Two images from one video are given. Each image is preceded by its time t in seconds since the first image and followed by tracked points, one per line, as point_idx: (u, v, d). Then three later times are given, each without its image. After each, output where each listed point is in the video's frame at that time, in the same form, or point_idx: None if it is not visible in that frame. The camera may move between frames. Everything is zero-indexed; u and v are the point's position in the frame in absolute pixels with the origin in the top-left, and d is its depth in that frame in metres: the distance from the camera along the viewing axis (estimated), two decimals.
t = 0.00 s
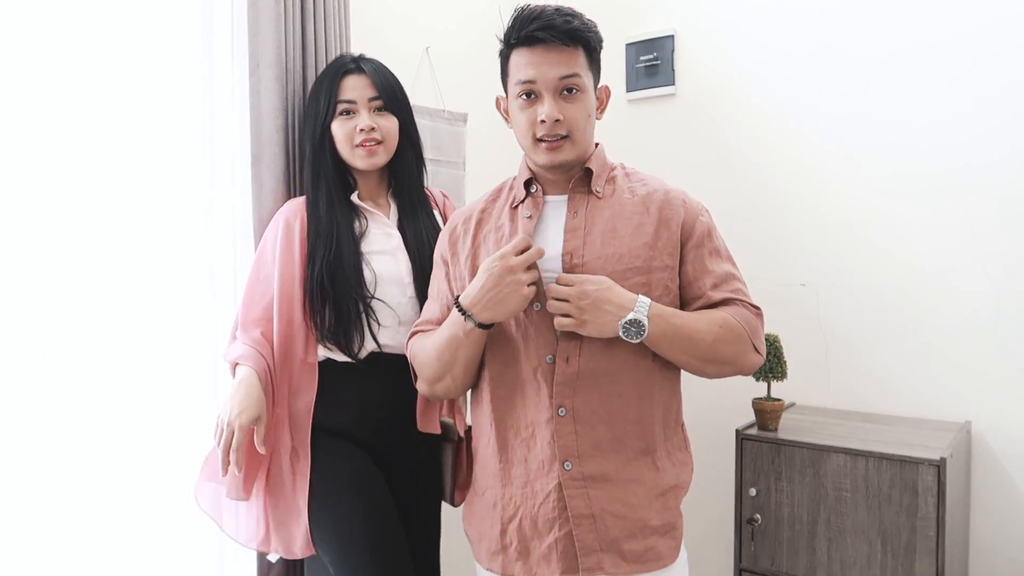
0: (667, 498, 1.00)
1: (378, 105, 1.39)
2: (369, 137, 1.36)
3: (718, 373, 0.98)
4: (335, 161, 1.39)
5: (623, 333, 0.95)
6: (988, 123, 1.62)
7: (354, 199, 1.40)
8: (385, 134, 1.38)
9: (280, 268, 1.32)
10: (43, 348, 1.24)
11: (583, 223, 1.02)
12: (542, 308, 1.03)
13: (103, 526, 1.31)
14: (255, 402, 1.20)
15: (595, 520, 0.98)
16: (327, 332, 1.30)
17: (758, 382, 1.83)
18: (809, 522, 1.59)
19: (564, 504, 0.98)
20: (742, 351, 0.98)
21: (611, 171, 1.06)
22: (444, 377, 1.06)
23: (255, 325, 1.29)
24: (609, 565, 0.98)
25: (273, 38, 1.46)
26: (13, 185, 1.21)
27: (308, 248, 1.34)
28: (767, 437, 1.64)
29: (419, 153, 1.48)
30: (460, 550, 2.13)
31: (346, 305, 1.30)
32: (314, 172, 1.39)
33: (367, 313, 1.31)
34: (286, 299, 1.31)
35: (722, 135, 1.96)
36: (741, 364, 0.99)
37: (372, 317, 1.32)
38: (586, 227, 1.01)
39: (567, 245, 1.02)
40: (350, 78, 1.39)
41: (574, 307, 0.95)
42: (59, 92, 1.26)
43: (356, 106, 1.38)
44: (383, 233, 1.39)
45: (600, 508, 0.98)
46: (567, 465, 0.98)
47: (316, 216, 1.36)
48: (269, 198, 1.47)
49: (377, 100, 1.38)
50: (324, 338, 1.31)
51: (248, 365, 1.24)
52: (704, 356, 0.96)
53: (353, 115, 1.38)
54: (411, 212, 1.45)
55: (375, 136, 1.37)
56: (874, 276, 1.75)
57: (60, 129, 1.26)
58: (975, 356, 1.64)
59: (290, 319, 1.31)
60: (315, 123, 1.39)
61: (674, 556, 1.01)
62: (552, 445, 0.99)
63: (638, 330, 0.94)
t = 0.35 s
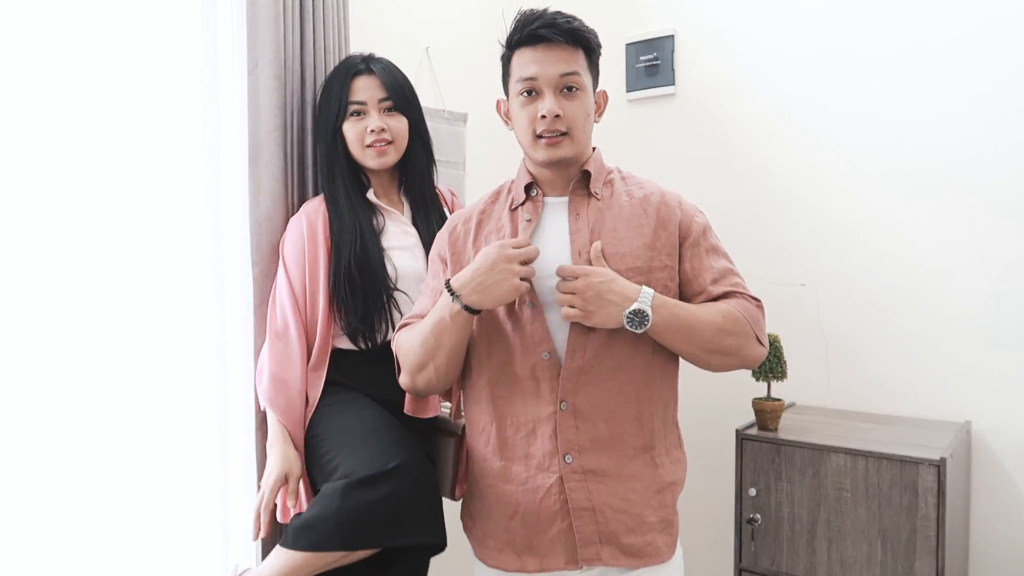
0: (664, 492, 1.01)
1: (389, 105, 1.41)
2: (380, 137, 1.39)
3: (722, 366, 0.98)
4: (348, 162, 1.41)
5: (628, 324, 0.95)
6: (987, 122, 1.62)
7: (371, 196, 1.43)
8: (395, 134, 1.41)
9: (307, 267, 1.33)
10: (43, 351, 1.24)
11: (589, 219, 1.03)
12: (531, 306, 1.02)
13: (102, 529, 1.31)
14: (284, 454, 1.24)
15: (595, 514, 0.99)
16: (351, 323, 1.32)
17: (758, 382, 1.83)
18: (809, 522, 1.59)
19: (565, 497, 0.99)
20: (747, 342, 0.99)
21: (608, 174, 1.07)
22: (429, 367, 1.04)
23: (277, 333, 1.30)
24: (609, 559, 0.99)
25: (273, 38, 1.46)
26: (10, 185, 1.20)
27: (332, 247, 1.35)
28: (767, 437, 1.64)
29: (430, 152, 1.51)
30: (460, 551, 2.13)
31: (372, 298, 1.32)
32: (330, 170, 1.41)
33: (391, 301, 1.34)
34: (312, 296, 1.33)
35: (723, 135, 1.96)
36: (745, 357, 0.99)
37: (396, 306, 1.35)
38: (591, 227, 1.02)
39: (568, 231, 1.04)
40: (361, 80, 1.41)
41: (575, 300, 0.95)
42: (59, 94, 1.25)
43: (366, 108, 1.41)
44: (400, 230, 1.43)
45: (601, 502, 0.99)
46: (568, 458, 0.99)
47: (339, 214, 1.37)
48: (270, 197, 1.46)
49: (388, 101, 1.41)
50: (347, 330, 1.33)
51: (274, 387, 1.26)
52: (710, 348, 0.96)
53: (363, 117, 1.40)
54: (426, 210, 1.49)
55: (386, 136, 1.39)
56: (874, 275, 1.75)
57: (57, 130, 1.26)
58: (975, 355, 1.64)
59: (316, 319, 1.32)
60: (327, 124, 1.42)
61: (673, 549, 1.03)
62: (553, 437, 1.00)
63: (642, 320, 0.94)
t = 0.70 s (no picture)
0: (657, 489, 1.02)
1: (395, 115, 1.41)
2: (386, 148, 1.39)
3: (716, 369, 0.99)
4: (354, 166, 1.41)
5: (645, 315, 0.94)
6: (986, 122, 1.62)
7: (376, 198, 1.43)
8: (401, 144, 1.41)
9: (312, 259, 1.33)
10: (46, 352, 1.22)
11: (600, 219, 1.02)
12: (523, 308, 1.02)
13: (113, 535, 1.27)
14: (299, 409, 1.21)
15: (585, 507, 0.99)
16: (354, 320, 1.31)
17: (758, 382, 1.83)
18: (808, 522, 1.59)
19: (558, 491, 1.00)
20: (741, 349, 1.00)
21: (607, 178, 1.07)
22: (434, 372, 1.07)
23: (275, 312, 1.29)
24: (596, 552, 0.99)
25: (274, 38, 1.46)
26: (12, 184, 1.16)
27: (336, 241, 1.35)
28: (768, 437, 1.64)
29: (435, 159, 1.51)
30: (458, 551, 2.12)
31: (373, 298, 1.32)
32: (336, 173, 1.41)
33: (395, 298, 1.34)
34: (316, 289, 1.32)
35: (722, 135, 1.96)
36: (737, 363, 1.00)
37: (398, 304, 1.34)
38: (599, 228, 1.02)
39: (590, 227, 1.03)
40: (368, 90, 1.40)
41: (596, 278, 0.94)
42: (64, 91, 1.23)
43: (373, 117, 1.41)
44: (403, 230, 1.42)
45: (592, 495, 0.99)
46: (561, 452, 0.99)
47: (345, 214, 1.37)
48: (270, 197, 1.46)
49: (395, 112, 1.41)
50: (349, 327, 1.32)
51: (275, 363, 1.25)
52: (709, 347, 0.97)
53: (370, 126, 1.40)
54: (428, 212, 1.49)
55: (392, 146, 1.40)
56: (874, 275, 1.75)
57: (64, 129, 1.22)
58: (975, 355, 1.64)
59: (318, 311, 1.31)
60: (333, 128, 1.42)
61: (662, 544, 1.02)
62: (547, 432, 1.00)
63: (656, 313, 0.94)
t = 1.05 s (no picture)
0: (652, 489, 1.02)
1: (394, 119, 1.41)
2: (383, 152, 1.39)
3: (709, 374, 1.00)
4: (353, 169, 1.42)
5: (638, 316, 0.94)
6: (987, 120, 1.62)
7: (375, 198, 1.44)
8: (398, 148, 1.42)
9: (312, 254, 1.34)
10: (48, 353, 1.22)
11: (596, 220, 1.02)
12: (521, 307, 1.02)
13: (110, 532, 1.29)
14: (302, 379, 1.22)
15: (580, 508, 1.00)
16: (353, 318, 1.32)
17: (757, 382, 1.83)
18: (809, 522, 1.59)
19: (552, 491, 1.00)
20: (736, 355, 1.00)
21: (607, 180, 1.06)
22: (438, 372, 1.07)
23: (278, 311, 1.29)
24: (591, 552, 1.00)
25: (274, 38, 1.47)
26: (11, 183, 1.18)
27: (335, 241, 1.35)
28: (768, 437, 1.64)
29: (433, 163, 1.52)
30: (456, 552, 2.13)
31: (374, 296, 1.32)
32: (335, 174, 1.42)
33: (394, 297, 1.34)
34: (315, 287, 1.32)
35: (721, 135, 1.96)
36: (731, 367, 1.01)
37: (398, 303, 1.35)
38: (596, 228, 1.02)
39: (586, 228, 1.03)
40: (367, 92, 1.41)
41: (590, 278, 0.94)
42: (65, 90, 1.23)
43: (372, 120, 1.41)
44: (403, 232, 1.42)
45: (587, 496, 1.00)
46: (556, 454, 0.99)
47: (346, 215, 1.38)
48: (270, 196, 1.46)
49: (394, 116, 1.41)
50: (348, 325, 1.33)
51: (281, 359, 1.25)
52: (702, 351, 0.97)
53: (368, 129, 1.41)
54: (425, 214, 1.49)
55: (388, 151, 1.40)
56: (874, 275, 1.75)
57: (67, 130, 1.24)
58: (974, 355, 1.64)
59: (317, 309, 1.31)
60: (332, 130, 1.42)
61: (658, 543, 1.03)
62: (542, 433, 1.00)
63: (651, 314, 0.93)
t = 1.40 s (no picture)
0: (650, 491, 1.02)
1: (389, 110, 1.41)
2: (379, 142, 1.39)
3: (705, 374, 1.00)
4: (348, 162, 1.42)
5: (628, 321, 0.94)
6: (988, 119, 1.62)
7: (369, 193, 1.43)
8: (394, 139, 1.41)
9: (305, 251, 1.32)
10: (48, 352, 1.22)
11: (590, 218, 1.02)
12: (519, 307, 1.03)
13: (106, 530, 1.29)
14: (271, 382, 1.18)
15: (577, 509, 0.99)
16: (349, 319, 1.30)
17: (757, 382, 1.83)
18: (809, 522, 1.59)
19: (548, 493, 1.00)
20: (733, 353, 1.00)
21: (599, 179, 1.07)
22: (438, 381, 1.07)
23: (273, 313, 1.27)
24: (587, 553, 0.99)
25: (274, 38, 1.47)
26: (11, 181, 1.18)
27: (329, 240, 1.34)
28: (767, 437, 1.64)
29: (429, 158, 1.52)
30: (456, 551, 2.13)
31: (370, 296, 1.32)
32: (329, 170, 1.41)
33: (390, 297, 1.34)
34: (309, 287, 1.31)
35: (721, 135, 1.96)
36: (728, 365, 1.01)
37: (394, 303, 1.35)
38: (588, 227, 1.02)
39: (579, 225, 1.03)
40: (364, 83, 1.40)
41: (583, 278, 0.94)
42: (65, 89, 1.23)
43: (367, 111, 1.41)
44: (398, 229, 1.43)
45: (582, 498, 0.99)
46: (552, 454, 0.99)
47: (337, 209, 1.37)
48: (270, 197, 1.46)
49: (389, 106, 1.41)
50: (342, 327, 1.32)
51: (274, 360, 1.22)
52: (697, 353, 0.98)
53: (363, 120, 1.41)
54: (421, 210, 1.49)
55: (385, 140, 1.40)
56: (874, 275, 1.75)
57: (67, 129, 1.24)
58: (974, 355, 1.64)
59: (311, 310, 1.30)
60: (327, 126, 1.41)
61: (656, 545, 1.03)
62: (539, 433, 1.00)
63: (643, 318, 0.94)
